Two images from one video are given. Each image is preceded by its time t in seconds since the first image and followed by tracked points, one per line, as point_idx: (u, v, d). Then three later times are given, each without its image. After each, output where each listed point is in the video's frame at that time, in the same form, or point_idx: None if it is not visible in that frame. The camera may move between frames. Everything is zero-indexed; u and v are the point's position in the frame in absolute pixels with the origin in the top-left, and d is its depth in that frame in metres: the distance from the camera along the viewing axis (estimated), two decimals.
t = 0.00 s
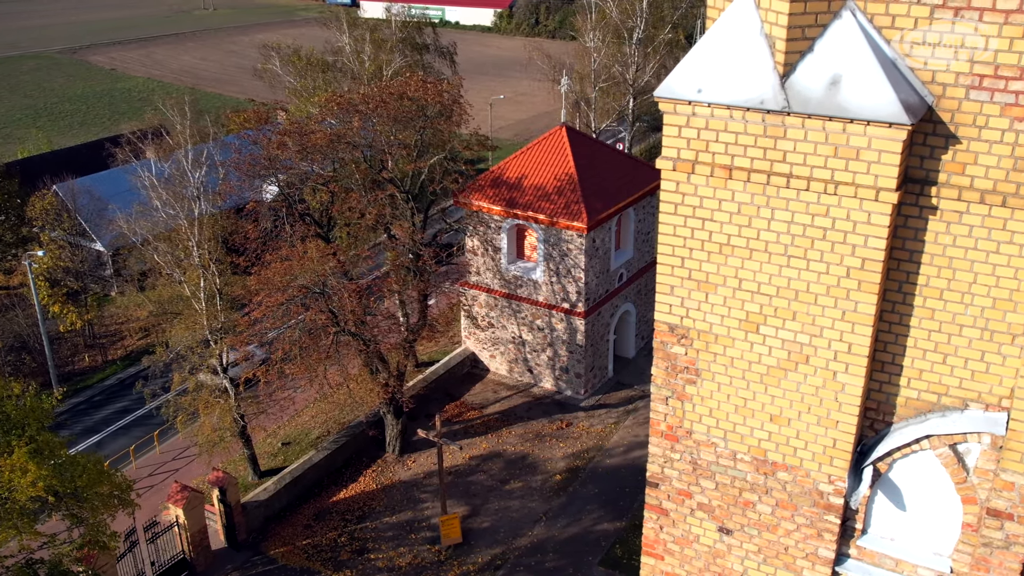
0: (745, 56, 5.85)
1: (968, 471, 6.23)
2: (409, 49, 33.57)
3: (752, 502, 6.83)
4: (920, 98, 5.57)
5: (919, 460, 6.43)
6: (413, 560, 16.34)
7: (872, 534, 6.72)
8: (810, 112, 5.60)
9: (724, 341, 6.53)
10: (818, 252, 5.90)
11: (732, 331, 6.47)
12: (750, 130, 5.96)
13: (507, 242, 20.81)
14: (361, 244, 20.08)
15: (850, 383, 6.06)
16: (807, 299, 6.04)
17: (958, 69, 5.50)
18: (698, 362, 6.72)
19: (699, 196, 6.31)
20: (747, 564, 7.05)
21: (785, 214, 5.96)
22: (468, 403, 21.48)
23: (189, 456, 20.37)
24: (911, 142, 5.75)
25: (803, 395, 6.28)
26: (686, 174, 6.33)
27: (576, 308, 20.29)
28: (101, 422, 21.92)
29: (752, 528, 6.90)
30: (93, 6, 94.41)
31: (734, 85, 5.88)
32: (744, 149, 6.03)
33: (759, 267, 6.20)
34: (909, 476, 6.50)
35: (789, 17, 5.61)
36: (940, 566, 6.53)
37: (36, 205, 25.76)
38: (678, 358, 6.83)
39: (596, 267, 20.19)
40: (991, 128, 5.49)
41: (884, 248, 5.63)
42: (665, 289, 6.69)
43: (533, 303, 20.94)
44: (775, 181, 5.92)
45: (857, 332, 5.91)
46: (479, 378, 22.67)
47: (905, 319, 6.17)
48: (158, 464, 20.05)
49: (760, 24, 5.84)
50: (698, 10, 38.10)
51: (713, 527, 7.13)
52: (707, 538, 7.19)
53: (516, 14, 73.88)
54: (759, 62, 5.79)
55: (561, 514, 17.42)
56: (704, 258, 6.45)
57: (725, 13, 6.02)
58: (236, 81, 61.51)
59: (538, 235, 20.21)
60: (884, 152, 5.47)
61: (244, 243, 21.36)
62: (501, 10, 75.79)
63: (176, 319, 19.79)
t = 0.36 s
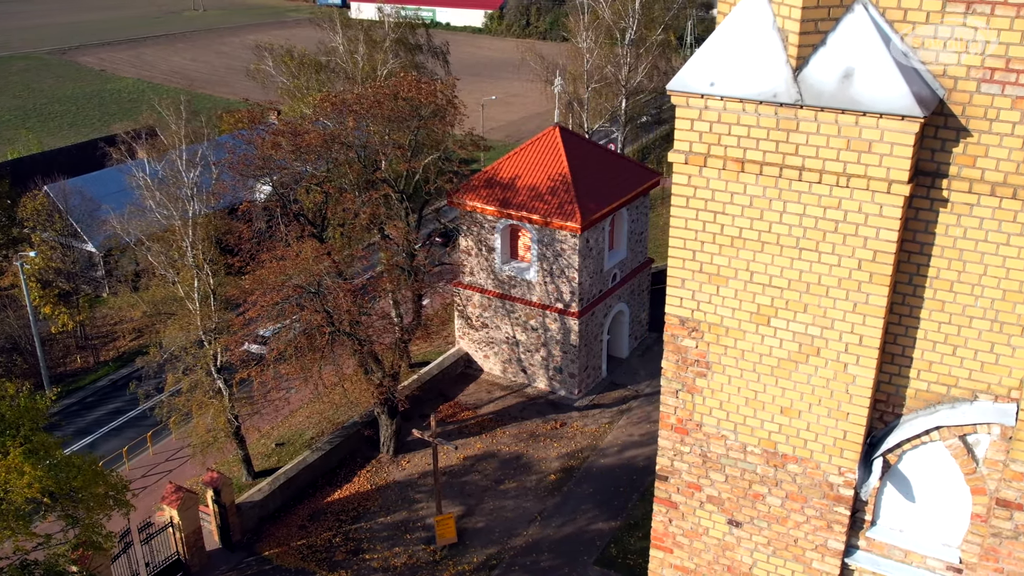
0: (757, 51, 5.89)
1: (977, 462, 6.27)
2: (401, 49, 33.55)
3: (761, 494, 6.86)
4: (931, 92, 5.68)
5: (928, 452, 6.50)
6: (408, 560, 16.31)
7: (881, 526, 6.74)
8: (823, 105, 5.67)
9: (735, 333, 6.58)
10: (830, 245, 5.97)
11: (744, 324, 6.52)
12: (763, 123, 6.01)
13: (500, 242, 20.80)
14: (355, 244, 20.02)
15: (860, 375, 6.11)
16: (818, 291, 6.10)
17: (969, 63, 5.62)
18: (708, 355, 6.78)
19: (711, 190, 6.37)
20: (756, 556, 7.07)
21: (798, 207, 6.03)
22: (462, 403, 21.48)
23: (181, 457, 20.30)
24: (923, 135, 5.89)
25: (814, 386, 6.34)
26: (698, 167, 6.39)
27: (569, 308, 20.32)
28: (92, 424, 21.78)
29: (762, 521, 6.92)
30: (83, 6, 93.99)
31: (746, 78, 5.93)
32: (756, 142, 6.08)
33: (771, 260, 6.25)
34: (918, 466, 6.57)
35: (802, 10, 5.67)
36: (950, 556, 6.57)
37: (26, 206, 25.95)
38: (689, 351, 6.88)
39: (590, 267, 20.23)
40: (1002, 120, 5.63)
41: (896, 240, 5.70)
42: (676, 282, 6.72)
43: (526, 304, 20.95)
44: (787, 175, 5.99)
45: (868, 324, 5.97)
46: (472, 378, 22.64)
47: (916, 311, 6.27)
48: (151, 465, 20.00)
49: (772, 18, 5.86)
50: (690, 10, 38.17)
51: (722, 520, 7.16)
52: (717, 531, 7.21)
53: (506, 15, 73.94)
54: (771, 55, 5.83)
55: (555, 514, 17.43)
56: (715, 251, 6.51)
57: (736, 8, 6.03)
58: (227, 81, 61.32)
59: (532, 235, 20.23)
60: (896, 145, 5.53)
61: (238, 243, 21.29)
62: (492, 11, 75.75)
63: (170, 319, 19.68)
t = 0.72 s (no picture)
0: (765, 47, 5.94)
1: (983, 454, 6.37)
2: (391, 49, 33.50)
3: (768, 489, 6.91)
4: (937, 87, 5.70)
5: (935, 445, 6.58)
6: (402, 561, 16.29)
7: (887, 519, 6.84)
8: (831, 101, 5.69)
9: (742, 329, 6.60)
10: (838, 240, 5.99)
11: (751, 319, 6.54)
12: (770, 119, 6.02)
13: (492, 241, 20.80)
14: (346, 245, 19.93)
15: (868, 369, 6.15)
16: (825, 286, 6.13)
17: (975, 58, 5.64)
18: (715, 350, 6.79)
19: (718, 185, 6.37)
20: (763, 550, 7.13)
21: (805, 202, 6.05)
22: (454, 403, 21.47)
23: (172, 459, 20.20)
24: (930, 130, 5.89)
25: (821, 381, 6.38)
26: (706, 163, 6.38)
27: (561, 308, 20.32)
28: (83, 426, 21.68)
29: (769, 515, 6.98)
30: (69, 7, 93.37)
31: (755, 74, 5.97)
32: (764, 138, 6.09)
33: (778, 255, 6.27)
34: (924, 460, 6.65)
35: (810, 7, 5.70)
36: (956, 548, 6.66)
37: (14, 208, 25.72)
38: (696, 346, 6.88)
39: (582, 266, 20.23)
40: (1008, 115, 5.64)
41: (903, 234, 5.73)
42: (683, 278, 6.71)
43: (518, 303, 20.93)
44: (795, 171, 6.00)
45: (876, 318, 5.99)
46: (464, 378, 22.63)
47: (922, 306, 6.30)
48: (142, 468, 19.89)
49: (780, 15, 5.92)
50: (678, 10, 38.26)
51: (729, 515, 7.22)
52: (723, 526, 7.28)
53: (494, 14, 73.95)
54: (779, 51, 5.88)
55: (549, 513, 17.44)
56: (722, 247, 6.51)
57: (743, 5, 6.10)
58: (215, 82, 61.06)
59: (524, 235, 20.25)
60: (904, 140, 5.55)
61: (229, 244, 21.22)
62: (480, 10, 75.71)
63: (161, 321, 19.58)
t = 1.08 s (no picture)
0: (774, 46, 5.96)
1: (990, 449, 6.38)
2: (382, 49, 33.45)
3: (776, 485, 6.89)
4: (945, 86, 5.77)
5: (942, 440, 6.60)
6: (397, 561, 16.27)
7: (894, 514, 6.83)
8: (840, 99, 5.72)
9: (751, 326, 6.63)
10: (846, 237, 6.02)
11: (759, 316, 6.57)
12: (779, 117, 6.04)
13: (484, 241, 20.83)
14: (338, 245, 19.88)
15: (876, 366, 6.16)
16: (834, 284, 6.16)
17: (982, 57, 5.69)
18: (723, 348, 6.81)
19: (727, 183, 6.41)
20: (770, 547, 7.10)
21: (813, 200, 6.08)
22: (447, 404, 21.44)
23: (165, 461, 20.12)
24: (938, 128, 5.95)
25: (829, 377, 6.40)
26: (714, 161, 6.42)
27: (554, 308, 20.34)
28: (74, 429, 21.56)
29: (776, 511, 6.96)
30: (55, 8, 92.80)
31: (763, 73, 5.99)
32: (773, 137, 6.12)
33: (787, 252, 6.30)
34: (931, 455, 6.67)
35: (818, 6, 5.74)
36: (964, 543, 6.65)
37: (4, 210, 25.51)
38: (704, 344, 6.90)
39: (573, 266, 20.26)
40: (1015, 113, 5.70)
41: (911, 231, 5.76)
42: (692, 276, 6.74)
43: (510, 303, 20.95)
44: (803, 168, 6.04)
45: (884, 315, 6.02)
46: (456, 378, 22.63)
47: (929, 303, 6.34)
48: (134, 470, 19.80)
49: (789, 14, 5.94)
50: (667, 9, 38.32)
51: (737, 511, 7.19)
52: (731, 523, 7.25)
53: (483, 15, 73.99)
54: (788, 50, 5.90)
55: (543, 513, 17.45)
56: (731, 245, 6.54)
57: (750, 4, 6.13)
58: (204, 84, 60.81)
59: (516, 235, 20.26)
60: (912, 137, 5.59)
61: (222, 245, 21.14)
62: (468, 11, 75.71)
63: (153, 322, 19.51)
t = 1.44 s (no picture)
0: (785, 46, 5.97)
1: (999, 446, 6.46)
2: (373, 50, 33.40)
3: (786, 483, 6.92)
4: (956, 85, 5.82)
5: (952, 438, 6.64)
6: (392, 562, 16.25)
7: (904, 511, 6.91)
8: (852, 99, 5.76)
9: (761, 325, 6.65)
10: (857, 236, 6.06)
11: (770, 315, 6.59)
12: (790, 117, 6.08)
13: (476, 242, 20.79)
14: (330, 246, 19.82)
15: (886, 364, 6.19)
16: (845, 282, 6.19)
17: (993, 56, 5.77)
18: (733, 347, 6.82)
19: (738, 183, 6.43)
20: (780, 544, 7.13)
21: (825, 199, 6.11)
22: (439, 404, 21.42)
23: (158, 464, 20.02)
24: (947, 127, 6.05)
25: (839, 375, 6.42)
26: (725, 161, 6.43)
27: (546, 307, 20.36)
28: (65, 432, 21.43)
29: (786, 509, 6.98)
30: (41, 9, 92.31)
31: (775, 72, 6.01)
32: (784, 136, 6.15)
33: (798, 252, 6.33)
34: (941, 452, 6.72)
35: (830, 5, 5.75)
36: (973, 539, 6.73)
37: None
38: (714, 343, 6.93)
39: (566, 266, 20.28)
40: None
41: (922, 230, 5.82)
42: (702, 275, 6.76)
43: (503, 303, 20.95)
44: (814, 168, 6.07)
45: (894, 313, 6.06)
46: (449, 378, 22.60)
47: (939, 300, 6.41)
48: (126, 473, 19.70)
49: (799, 14, 5.96)
50: (657, 9, 38.38)
51: (746, 509, 7.21)
52: (740, 521, 7.26)
53: (471, 15, 74.01)
54: (800, 50, 5.92)
55: (537, 513, 17.45)
56: (742, 244, 6.56)
57: (761, 4, 6.12)
58: (192, 85, 60.56)
59: (507, 235, 20.26)
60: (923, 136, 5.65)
61: (214, 247, 21.04)
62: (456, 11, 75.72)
63: (146, 324, 19.39)
